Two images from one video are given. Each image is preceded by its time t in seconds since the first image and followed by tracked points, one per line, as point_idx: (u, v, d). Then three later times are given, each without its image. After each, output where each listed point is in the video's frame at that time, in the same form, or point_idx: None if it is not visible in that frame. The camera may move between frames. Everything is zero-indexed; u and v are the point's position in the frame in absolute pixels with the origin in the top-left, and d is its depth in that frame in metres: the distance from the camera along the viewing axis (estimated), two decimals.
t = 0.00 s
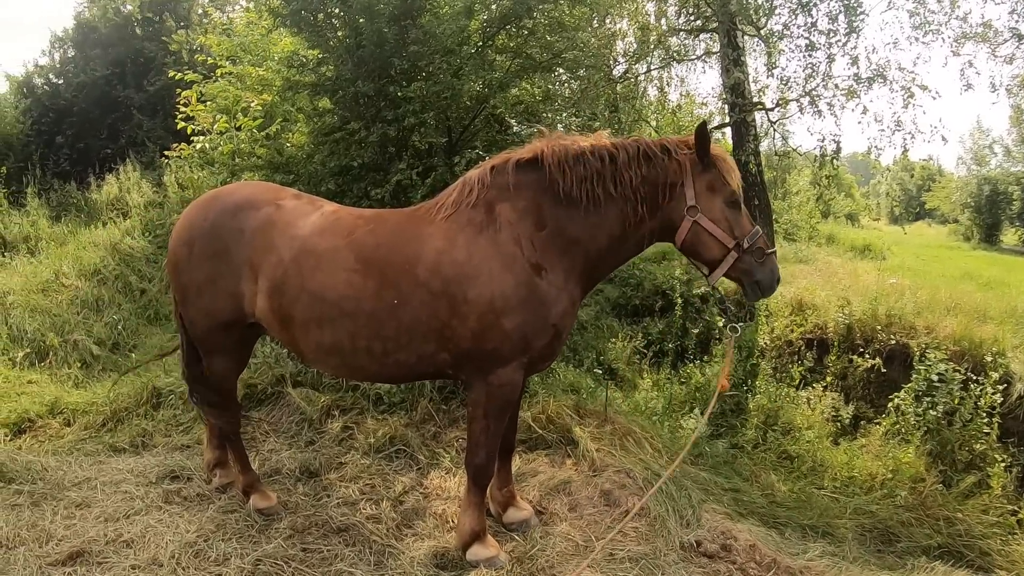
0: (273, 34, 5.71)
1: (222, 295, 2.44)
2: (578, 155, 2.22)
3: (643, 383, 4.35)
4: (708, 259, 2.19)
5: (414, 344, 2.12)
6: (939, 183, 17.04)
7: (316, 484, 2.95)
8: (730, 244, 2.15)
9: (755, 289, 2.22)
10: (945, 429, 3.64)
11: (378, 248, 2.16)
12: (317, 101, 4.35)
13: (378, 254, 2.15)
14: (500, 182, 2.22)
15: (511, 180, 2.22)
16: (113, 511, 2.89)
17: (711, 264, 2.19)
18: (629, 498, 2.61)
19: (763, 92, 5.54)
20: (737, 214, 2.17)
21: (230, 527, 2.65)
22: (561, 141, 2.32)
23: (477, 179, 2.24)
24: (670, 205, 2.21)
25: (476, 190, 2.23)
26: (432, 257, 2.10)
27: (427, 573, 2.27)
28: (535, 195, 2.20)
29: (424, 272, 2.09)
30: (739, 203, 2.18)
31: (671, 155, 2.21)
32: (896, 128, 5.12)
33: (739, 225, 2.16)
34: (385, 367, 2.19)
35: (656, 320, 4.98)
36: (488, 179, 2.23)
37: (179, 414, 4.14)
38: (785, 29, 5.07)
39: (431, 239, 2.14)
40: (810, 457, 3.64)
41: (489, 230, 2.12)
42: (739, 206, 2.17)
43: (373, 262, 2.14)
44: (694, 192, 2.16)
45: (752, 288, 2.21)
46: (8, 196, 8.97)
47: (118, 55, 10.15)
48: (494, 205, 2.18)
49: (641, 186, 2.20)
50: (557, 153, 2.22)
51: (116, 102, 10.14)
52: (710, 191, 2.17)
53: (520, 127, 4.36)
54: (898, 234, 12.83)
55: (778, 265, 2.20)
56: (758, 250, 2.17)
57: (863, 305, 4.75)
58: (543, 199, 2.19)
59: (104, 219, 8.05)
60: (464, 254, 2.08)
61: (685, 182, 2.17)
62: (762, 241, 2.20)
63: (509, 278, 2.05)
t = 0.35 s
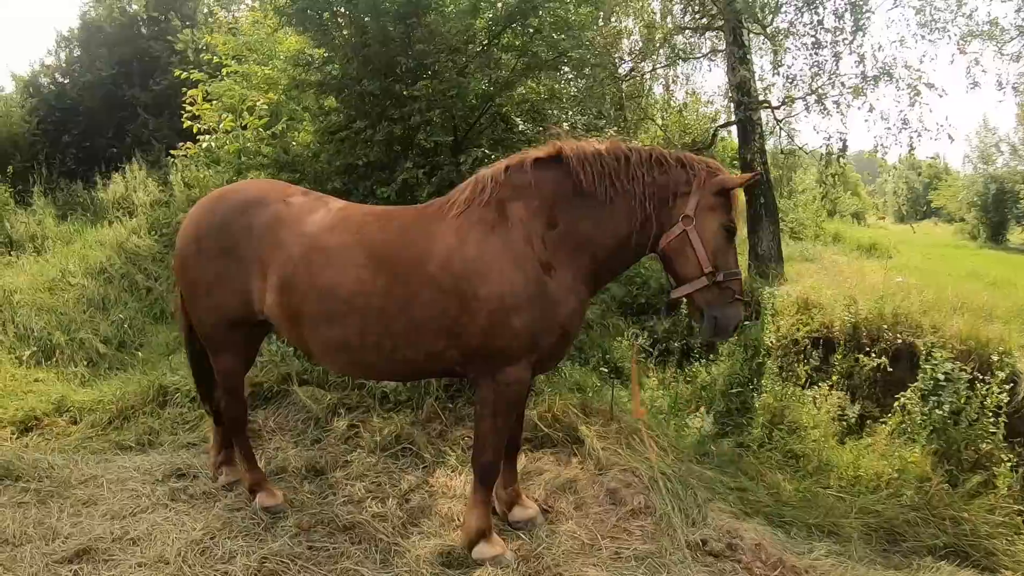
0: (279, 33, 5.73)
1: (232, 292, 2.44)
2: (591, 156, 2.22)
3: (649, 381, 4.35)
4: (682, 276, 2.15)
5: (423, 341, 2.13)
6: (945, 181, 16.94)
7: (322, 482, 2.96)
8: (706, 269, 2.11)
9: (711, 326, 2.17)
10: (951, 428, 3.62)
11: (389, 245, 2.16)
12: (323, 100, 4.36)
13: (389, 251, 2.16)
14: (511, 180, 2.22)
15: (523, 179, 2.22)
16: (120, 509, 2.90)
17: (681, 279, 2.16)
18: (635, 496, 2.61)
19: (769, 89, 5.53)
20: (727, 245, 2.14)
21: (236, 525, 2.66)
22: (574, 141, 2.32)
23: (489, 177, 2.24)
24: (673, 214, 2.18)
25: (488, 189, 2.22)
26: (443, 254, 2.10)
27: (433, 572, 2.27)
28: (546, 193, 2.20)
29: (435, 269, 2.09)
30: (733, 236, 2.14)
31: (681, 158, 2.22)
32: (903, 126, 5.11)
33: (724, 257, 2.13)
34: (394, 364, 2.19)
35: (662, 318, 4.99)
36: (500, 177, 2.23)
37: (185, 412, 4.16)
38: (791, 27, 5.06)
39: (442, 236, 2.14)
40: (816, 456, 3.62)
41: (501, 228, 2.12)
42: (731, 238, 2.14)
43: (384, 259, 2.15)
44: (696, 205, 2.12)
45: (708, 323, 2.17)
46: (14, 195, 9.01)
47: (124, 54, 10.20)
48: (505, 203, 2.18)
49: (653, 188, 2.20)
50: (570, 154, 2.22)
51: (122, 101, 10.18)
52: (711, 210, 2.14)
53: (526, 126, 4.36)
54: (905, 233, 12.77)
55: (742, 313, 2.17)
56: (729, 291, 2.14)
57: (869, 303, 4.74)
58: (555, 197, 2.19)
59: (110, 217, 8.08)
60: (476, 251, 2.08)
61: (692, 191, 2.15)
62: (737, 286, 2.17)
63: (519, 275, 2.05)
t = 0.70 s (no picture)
0: (281, 33, 5.74)
1: (232, 291, 2.45)
2: (589, 159, 2.23)
3: (651, 380, 4.35)
4: (759, 266, 2.17)
5: (424, 340, 2.13)
6: (947, 180, 16.93)
7: (324, 481, 2.96)
8: (774, 245, 2.14)
9: (816, 279, 2.18)
10: (954, 427, 3.61)
11: (389, 245, 2.17)
12: (324, 100, 4.36)
13: (389, 250, 2.16)
14: (510, 181, 2.22)
15: (523, 180, 2.22)
16: (122, 508, 2.91)
17: (762, 270, 2.17)
18: (638, 495, 2.61)
19: (771, 89, 5.52)
20: (768, 215, 2.17)
21: (239, 524, 2.66)
22: (573, 144, 2.33)
23: (488, 178, 2.23)
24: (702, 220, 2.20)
25: (487, 189, 2.22)
26: (443, 254, 2.10)
27: (435, 571, 2.27)
28: (546, 195, 2.20)
29: (435, 268, 2.09)
30: (768, 205, 2.18)
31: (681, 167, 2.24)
32: (905, 125, 5.10)
33: (777, 224, 2.16)
34: (395, 363, 2.19)
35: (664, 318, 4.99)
36: (499, 178, 2.23)
37: (188, 412, 4.17)
38: (792, 26, 5.06)
39: (441, 236, 2.14)
40: (818, 455, 3.62)
41: (499, 228, 2.13)
42: (769, 208, 2.17)
43: (384, 259, 2.15)
44: (722, 206, 2.17)
45: (810, 280, 2.18)
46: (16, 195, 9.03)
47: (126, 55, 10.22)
48: (504, 204, 2.18)
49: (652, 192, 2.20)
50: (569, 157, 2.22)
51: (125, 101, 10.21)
52: (737, 202, 2.17)
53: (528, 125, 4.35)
54: (907, 232, 12.77)
55: (826, 250, 2.18)
56: (802, 240, 2.16)
57: (871, 302, 4.74)
58: (554, 198, 2.20)
59: (113, 217, 8.09)
60: (475, 251, 2.08)
61: (710, 197, 2.19)
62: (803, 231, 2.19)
63: (519, 274, 2.05)
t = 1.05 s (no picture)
0: (279, 33, 5.74)
1: (233, 288, 2.44)
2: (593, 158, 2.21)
3: (651, 380, 4.34)
4: (710, 308, 2.14)
5: (426, 336, 2.13)
6: (946, 180, 16.93)
7: (323, 482, 2.96)
8: (730, 299, 2.10)
9: (749, 353, 2.14)
10: (953, 426, 3.62)
11: (392, 242, 2.16)
12: (323, 100, 4.37)
13: (391, 246, 2.16)
14: (511, 177, 2.22)
15: (527, 179, 2.22)
16: (121, 509, 2.91)
17: (709, 312, 2.15)
18: (637, 495, 2.60)
19: (770, 89, 5.53)
20: (750, 269, 2.12)
21: (238, 524, 2.66)
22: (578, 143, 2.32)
23: (493, 176, 2.23)
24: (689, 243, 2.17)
25: (492, 188, 2.21)
26: (447, 251, 2.10)
27: (434, 571, 2.26)
28: (550, 193, 2.20)
29: (439, 265, 2.09)
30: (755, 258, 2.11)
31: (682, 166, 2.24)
32: (904, 125, 5.10)
33: (749, 281, 2.11)
34: (397, 359, 2.19)
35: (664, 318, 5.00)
36: (504, 177, 2.23)
37: (187, 412, 4.17)
38: (791, 26, 5.06)
39: (446, 233, 2.14)
40: (818, 454, 3.62)
41: (501, 224, 2.13)
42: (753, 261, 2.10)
43: (388, 256, 2.15)
44: (711, 238, 2.11)
45: (745, 350, 2.14)
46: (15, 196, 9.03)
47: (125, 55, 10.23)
48: (509, 202, 2.18)
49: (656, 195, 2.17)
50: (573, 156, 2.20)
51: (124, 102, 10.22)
52: (730, 238, 2.11)
53: (527, 125, 4.35)
54: (906, 232, 12.76)
55: (778, 335, 2.13)
56: (762, 313, 2.10)
57: (871, 302, 4.74)
58: (559, 197, 2.19)
59: (111, 218, 8.09)
60: (476, 247, 2.08)
61: (703, 224, 2.13)
62: (770, 306, 2.13)
63: (520, 271, 2.05)
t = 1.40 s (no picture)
0: (275, 33, 5.73)
1: (229, 290, 2.44)
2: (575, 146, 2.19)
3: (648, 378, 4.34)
4: (713, 258, 2.07)
5: (421, 336, 2.12)
6: (942, 176, 16.95)
7: (320, 481, 2.96)
8: (734, 241, 2.03)
9: (770, 295, 2.07)
10: (950, 423, 3.59)
11: (383, 241, 2.16)
12: (319, 99, 4.37)
13: (384, 247, 2.15)
14: (504, 176, 2.21)
15: (514, 175, 2.21)
16: (118, 509, 2.90)
17: (714, 262, 2.07)
18: (634, 492, 2.60)
19: (766, 86, 5.53)
20: (744, 211, 2.05)
21: (235, 523, 2.66)
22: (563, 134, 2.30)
23: (480, 173, 2.22)
24: (672, 200, 2.11)
25: (479, 185, 2.21)
26: (437, 250, 2.10)
27: (431, 569, 2.26)
28: (537, 189, 2.18)
29: (429, 265, 2.09)
30: (745, 197, 2.06)
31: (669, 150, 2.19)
32: (900, 121, 5.10)
33: (746, 220, 2.04)
34: (393, 360, 2.19)
35: (660, 315, 5.00)
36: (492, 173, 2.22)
37: (184, 412, 4.17)
38: (788, 23, 5.05)
39: (436, 232, 2.14)
40: (816, 451, 3.62)
41: (493, 223, 2.12)
42: (744, 199, 2.05)
43: (378, 255, 2.14)
44: (694, 185, 2.06)
45: (765, 292, 2.07)
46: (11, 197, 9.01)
47: (121, 56, 10.22)
48: (497, 199, 2.17)
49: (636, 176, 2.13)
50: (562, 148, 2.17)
51: (120, 102, 10.20)
52: (712, 184, 2.06)
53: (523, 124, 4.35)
54: (903, 229, 12.77)
55: (794, 267, 2.05)
56: (772, 249, 2.04)
57: (867, 298, 4.74)
58: (545, 192, 2.17)
59: (107, 218, 8.07)
60: (469, 247, 2.08)
61: (683, 176, 2.08)
62: (776, 241, 2.07)
63: (513, 270, 2.04)
